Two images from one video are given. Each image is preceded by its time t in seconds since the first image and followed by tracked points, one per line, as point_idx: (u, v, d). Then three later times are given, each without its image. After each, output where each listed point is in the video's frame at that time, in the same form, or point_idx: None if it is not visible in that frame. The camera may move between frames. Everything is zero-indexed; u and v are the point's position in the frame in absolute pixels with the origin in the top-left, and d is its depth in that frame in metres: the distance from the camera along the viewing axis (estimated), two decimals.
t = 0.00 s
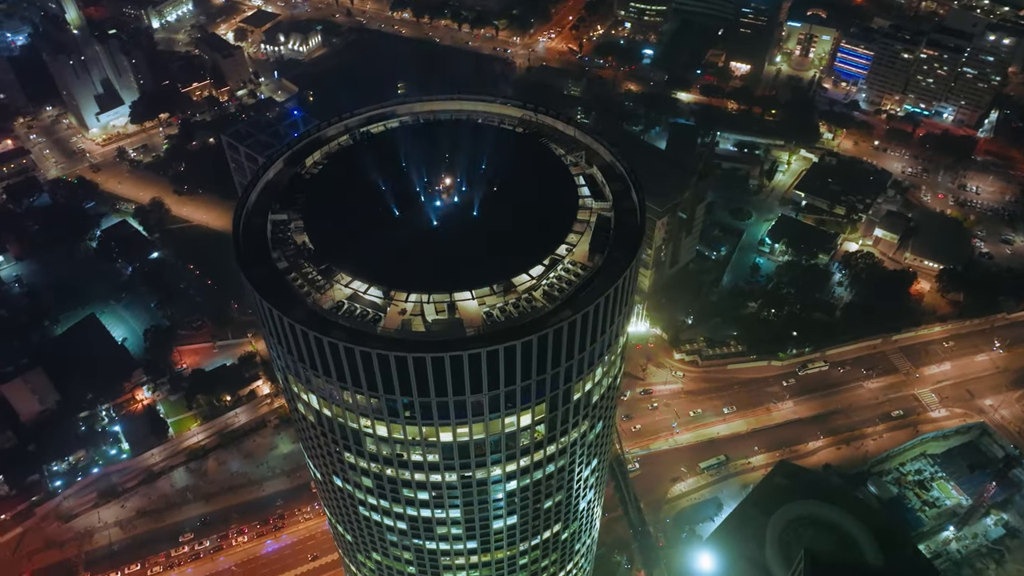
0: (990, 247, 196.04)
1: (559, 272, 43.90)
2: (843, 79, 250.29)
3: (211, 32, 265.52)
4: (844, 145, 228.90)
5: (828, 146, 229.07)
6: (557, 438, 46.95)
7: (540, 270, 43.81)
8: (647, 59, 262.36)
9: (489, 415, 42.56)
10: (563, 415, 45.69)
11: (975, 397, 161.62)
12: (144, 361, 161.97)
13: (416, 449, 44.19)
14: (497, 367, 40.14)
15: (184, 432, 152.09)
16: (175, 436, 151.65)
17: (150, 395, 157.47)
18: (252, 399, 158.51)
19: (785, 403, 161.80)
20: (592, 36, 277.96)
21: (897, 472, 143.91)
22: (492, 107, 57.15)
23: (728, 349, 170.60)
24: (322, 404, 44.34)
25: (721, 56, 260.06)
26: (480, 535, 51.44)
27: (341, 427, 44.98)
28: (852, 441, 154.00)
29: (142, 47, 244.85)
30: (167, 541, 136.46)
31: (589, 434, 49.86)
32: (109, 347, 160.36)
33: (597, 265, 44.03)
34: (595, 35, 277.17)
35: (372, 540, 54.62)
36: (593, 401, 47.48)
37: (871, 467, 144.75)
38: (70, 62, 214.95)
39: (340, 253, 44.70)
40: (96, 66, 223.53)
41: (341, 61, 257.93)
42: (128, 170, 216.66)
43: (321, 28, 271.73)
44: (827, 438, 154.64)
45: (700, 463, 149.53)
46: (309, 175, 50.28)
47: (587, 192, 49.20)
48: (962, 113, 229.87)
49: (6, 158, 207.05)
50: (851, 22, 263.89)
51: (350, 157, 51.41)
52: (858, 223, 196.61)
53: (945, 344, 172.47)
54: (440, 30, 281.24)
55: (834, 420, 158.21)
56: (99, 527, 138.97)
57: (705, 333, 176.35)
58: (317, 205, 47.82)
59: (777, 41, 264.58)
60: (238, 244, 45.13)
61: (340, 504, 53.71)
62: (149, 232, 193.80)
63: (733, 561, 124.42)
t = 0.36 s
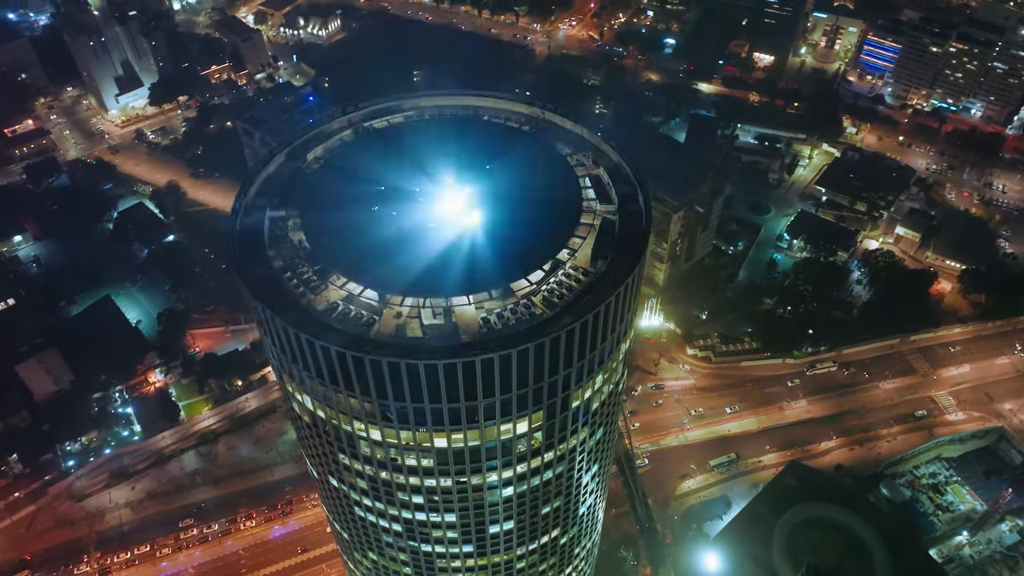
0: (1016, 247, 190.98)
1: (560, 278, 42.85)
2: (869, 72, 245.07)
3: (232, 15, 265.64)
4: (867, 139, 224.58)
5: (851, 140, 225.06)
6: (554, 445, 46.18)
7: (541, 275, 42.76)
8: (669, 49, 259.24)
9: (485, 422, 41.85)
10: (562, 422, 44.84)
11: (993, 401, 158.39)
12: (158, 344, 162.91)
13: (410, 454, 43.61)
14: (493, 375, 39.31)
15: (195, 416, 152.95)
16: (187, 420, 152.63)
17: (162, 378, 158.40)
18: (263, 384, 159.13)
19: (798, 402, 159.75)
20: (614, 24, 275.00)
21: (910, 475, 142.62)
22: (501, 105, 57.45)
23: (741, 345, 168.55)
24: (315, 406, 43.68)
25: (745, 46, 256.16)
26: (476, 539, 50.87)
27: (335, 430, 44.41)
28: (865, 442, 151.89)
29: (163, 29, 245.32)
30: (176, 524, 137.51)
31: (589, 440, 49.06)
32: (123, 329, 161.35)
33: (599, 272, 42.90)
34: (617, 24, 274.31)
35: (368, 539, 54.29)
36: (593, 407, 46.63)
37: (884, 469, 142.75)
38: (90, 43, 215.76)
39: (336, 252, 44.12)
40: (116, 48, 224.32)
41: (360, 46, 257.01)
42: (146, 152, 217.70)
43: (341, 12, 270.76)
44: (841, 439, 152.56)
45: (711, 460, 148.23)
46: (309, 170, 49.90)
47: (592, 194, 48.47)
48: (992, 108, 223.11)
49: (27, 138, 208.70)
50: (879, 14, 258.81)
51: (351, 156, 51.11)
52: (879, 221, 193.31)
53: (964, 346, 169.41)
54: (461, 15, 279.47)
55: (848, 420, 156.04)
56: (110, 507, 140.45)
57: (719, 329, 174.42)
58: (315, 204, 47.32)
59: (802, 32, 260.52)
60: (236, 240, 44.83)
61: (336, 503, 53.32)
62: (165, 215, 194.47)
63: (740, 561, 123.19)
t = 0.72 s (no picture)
0: None
1: (559, 284, 43.58)
2: (897, 66, 239.89)
3: None
4: (893, 135, 220.19)
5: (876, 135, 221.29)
6: (552, 452, 46.22)
7: (540, 281, 43.50)
8: (693, 38, 255.98)
9: (482, 429, 41.97)
10: (560, 430, 44.93)
11: (1014, 407, 155.20)
12: (173, 326, 163.84)
13: (407, 458, 43.82)
14: (491, 383, 39.54)
15: (207, 399, 153.83)
16: (199, 402, 153.63)
17: (176, 360, 159.16)
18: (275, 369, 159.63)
19: (812, 402, 157.72)
20: (637, 13, 271.33)
21: (924, 479, 139.09)
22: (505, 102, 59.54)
23: (756, 343, 166.45)
24: (312, 408, 43.97)
25: (770, 37, 251.63)
26: (472, 543, 50.89)
27: (332, 432, 44.72)
28: (880, 444, 149.81)
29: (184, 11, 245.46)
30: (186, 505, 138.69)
31: (588, 448, 49.00)
32: (137, 311, 162.56)
33: (599, 280, 43.50)
34: (641, 12, 270.68)
35: (364, 539, 54.41)
36: (593, 415, 46.60)
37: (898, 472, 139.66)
38: (112, 24, 216.29)
39: (334, 253, 45.39)
40: (137, 29, 224.73)
41: (380, 30, 255.56)
42: (165, 134, 218.47)
43: None
44: (854, 441, 150.39)
45: (723, 458, 146.96)
46: (311, 167, 52.28)
47: (599, 199, 49.53)
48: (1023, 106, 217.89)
49: (49, 118, 210.07)
50: (910, 6, 252.87)
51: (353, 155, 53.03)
52: (902, 219, 189.27)
53: (986, 349, 166.21)
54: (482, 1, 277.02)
55: (862, 421, 153.92)
56: (122, 487, 142.01)
57: (734, 326, 172.60)
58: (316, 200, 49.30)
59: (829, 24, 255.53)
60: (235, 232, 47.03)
61: (332, 502, 53.46)
62: (183, 197, 195.15)
63: (745, 562, 122.04)
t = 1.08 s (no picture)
0: None
1: (560, 289, 43.46)
2: (926, 60, 234.81)
3: None
4: (919, 131, 215.59)
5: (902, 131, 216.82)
6: (550, 459, 45.99)
7: (540, 286, 43.43)
8: (717, 29, 252.55)
9: (476, 436, 41.84)
10: (556, 438, 44.69)
11: None
12: (187, 309, 164.78)
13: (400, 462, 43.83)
14: (484, 392, 39.41)
15: (219, 382, 154.82)
16: (211, 385, 154.45)
17: (189, 343, 159.98)
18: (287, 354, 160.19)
19: (827, 402, 155.72)
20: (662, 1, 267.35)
21: (939, 483, 135.56)
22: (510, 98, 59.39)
23: (771, 340, 164.13)
24: (306, 409, 44.15)
25: (796, 29, 246.98)
26: (468, 546, 50.81)
27: (326, 433, 44.88)
28: (894, 447, 147.68)
29: None
30: (197, 487, 139.80)
31: (587, 456, 48.66)
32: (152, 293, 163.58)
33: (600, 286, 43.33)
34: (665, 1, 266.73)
35: (360, 538, 54.60)
36: (592, 423, 46.24)
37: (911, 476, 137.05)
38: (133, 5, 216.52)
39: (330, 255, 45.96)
40: (159, 10, 224.81)
41: (401, 15, 253.75)
42: (184, 116, 218.92)
43: None
44: (868, 442, 148.36)
45: (734, 457, 145.61)
46: (311, 162, 52.61)
47: (605, 201, 49.39)
48: None
49: (70, 97, 211.26)
50: None
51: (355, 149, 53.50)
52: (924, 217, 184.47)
53: (1007, 353, 162.85)
54: None
55: (877, 423, 151.68)
56: (133, 468, 143.31)
57: (749, 323, 170.68)
58: (315, 197, 50.06)
59: (857, 16, 250.13)
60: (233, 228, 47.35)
61: (329, 501, 53.67)
62: (200, 180, 195.58)
63: (751, 562, 121.03)
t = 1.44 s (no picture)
0: None
1: (556, 296, 43.46)
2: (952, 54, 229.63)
3: None
4: (943, 127, 211.18)
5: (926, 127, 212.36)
6: (544, 466, 46.36)
7: (536, 292, 43.48)
8: (740, 19, 249.07)
9: (468, 443, 42.28)
10: (549, 446, 45.00)
11: None
12: (198, 292, 165.50)
13: (392, 467, 44.29)
14: (475, 399, 39.74)
15: (229, 366, 155.24)
16: (221, 369, 155.20)
17: (200, 327, 159.97)
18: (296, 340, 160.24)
19: (839, 401, 153.84)
20: None
21: (950, 487, 133.78)
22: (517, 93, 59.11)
23: (784, 338, 161.86)
24: (300, 412, 44.68)
25: (820, 20, 242.37)
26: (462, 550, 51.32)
27: (320, 435, 45.42)
28: (906, 449, 145.66)
29: None
30: (205, 470, 140.73)
31: (582, 464, 48.98)
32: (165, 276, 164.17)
33: (598, 294, 43.31)
34: None
35: (354, 538, 55.13)
36: (587, 432, 46.55)
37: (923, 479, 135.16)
38: None
39: (322, 250, 46.29)
40: None
41: None
42: (200, 99, 218.95)
43: None
44: (879, 444, 146.44)
45: (742, 455, 144.19)
46: (309, 157, 53.15)
47: (608, 205, 48.98)
48: None
49: (88, 78, 211.96)
50: None
51: (354, 143, 53.52)
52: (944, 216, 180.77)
53: None
54: None
55: (889, 425, 149.66)
56: (142, 450, 144.35)
57: (762, 319, 168.53)
58: (312, 192, 50.25)
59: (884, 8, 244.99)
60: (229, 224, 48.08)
61: (325, 501, 54.17)
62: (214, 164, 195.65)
63: (755, 562, 119.94)
